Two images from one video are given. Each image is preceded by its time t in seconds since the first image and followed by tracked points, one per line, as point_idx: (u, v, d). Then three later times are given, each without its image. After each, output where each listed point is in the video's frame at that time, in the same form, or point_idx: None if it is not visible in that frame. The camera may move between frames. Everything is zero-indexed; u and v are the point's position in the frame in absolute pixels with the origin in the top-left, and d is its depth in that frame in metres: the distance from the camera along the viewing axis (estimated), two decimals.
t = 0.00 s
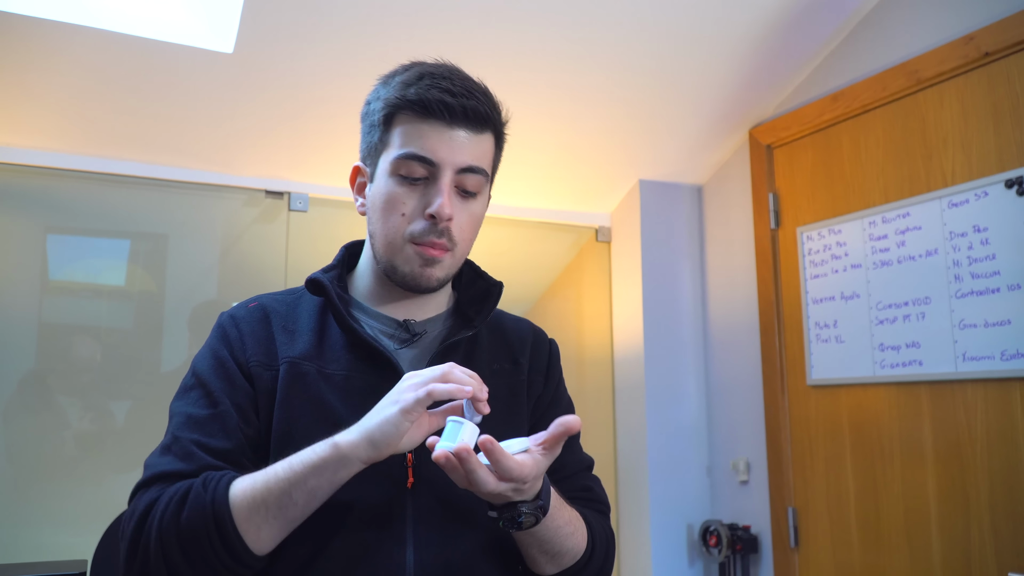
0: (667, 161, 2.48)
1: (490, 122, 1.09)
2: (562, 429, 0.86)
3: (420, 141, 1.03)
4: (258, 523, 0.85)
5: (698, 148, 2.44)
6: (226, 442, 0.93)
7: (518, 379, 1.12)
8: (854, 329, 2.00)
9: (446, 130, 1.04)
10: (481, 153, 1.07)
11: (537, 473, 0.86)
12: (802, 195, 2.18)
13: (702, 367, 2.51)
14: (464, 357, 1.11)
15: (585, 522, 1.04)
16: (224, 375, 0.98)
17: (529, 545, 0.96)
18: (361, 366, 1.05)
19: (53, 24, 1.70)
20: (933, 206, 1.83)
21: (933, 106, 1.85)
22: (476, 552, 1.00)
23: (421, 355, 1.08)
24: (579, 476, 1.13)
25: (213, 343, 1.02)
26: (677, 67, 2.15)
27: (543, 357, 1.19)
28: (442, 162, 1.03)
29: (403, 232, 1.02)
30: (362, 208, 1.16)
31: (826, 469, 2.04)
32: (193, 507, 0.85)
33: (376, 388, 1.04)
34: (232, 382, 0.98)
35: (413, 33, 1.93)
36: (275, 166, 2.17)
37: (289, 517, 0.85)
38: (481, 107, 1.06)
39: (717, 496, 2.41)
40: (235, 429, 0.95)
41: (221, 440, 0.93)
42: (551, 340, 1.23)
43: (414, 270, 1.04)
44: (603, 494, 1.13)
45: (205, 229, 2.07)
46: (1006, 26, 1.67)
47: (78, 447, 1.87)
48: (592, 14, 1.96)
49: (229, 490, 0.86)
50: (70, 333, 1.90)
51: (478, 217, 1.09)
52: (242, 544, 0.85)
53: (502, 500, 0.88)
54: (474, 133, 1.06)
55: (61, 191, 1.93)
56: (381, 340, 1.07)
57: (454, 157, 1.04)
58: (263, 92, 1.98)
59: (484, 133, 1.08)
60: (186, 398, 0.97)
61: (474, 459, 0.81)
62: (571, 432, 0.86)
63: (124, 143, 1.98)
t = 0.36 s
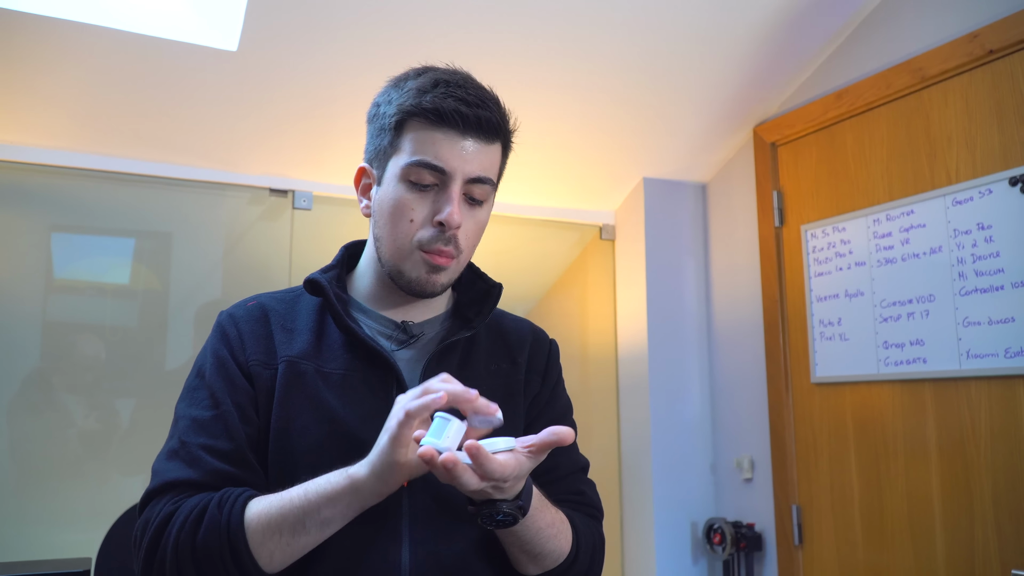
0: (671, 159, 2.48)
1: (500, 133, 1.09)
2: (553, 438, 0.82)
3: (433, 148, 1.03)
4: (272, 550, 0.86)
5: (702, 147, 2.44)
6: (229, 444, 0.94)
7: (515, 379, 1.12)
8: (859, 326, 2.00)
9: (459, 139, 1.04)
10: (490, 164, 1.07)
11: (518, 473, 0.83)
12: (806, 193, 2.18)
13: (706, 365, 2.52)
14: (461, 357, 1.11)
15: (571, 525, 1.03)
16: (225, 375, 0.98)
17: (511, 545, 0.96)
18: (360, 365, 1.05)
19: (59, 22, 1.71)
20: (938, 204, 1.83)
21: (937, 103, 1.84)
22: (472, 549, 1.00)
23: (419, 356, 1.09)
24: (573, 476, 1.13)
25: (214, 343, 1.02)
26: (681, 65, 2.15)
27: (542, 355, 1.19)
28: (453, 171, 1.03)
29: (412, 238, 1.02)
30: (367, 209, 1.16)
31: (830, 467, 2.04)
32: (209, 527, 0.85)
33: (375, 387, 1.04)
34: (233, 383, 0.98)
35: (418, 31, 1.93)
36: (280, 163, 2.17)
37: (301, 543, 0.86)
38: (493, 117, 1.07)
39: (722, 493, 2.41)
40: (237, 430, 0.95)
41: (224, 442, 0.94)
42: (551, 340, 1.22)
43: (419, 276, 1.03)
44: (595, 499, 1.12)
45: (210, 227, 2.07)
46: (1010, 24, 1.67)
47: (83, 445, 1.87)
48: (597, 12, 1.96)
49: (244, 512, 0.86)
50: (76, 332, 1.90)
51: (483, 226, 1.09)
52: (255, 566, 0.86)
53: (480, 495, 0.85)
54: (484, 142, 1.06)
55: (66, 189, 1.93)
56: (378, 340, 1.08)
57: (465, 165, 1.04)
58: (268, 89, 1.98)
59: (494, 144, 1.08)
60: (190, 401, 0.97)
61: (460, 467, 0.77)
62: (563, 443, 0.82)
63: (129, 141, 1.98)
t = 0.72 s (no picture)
0: (674, 155, 2.47)
1: (485, 114, 1.08)
2: (537, 452, 0.81)
3: (412, 133, 1.03)
4: (250, 536, 0.86)
5: (704, 143, 2.44)
6: (223, 431, 0.94)
7: (517, 363, 1.12)
8: (860, 322, 2.00)
9: (439, 122, 1.04)
10: (475, 145, 1.07)
11: (501, 482, 0.81)
12: (808, 189, 2.18)
13: (707, 361, 2.52)
14: (462, 342, 1.11)
15: (569, 521, 1.01)
16: (223, 364, 0.99)
17: (506, 542, 0.95)
18: (358, 352, 1.04)
19: (61, 18, 1.70)
20: (940, 201, 1.83)
21: (940, 100, 1.84)
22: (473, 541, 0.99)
23: (418, 339, 1.08)
24: (578, 464, 1.12)
25: (215, 334, 1.03)
26: (684, 61, 2.14)
27: (547, 339, 1.18)
28: (435, 155, 1.03)
29: (397, 224, 1.02)
30: (359, 203, 1.16)
31: (831, 464, 2.04)
32: (192, 510, 0.86)
33: (373, 376, 1.03)
34: (231, 372, 0.98)
35: (421, 28, 1.93)
36: (282, 160, 2.16)
37: (281, 531, 0.86)
38: (474, 98, 1.06)
39: (722, 489, 2.42)
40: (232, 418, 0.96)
41: (218, 428, 0.94)
42: (557, 323, 1.21)
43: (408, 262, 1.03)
44: (598, 493, 1.10)
45: (211, 223, 2.06)
46: (1014, 20, 1.66)
47: (85, 441, 1.88)
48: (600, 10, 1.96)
49: (227, 497, 0.87)
50: (78, 328, 1.91)
51: (473, 209, 1.08)
52: (234, 550, 0.86)
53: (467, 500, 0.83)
54: (467, 124, 1.06)
55: (67, 185, 1.93)
56: (378, 327, 1.08)
57: (447, 147, 1.03)
58: (270, 85, 1.98)
59: (478, 125, 1.08)
60: (189, 389, 0.98)
61: (438, 488, 0.75)
62: (548, 456, 0.81)
63: (131, 137, 1.98)
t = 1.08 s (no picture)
0: (676, 137, 2.46)
1: (507, 101, 1.06)
2: (533, 436, 0.81)
3: (431, 122, 1.01)
4: (235, 492, 0.85)
5: (706, 124, 2.43)
6: (232, 402, 0.95)
7: (533, 347, 1.11)
8: (861, 304, 2.00)
9: (459, 112, 1.01)
10: (495, 134, 1.05)
11: (498, 466, 0.82)
12: (811, 171, 2.17)
13: (708, 343, 2.52)
14: (478, 325, 1.11)
15: (579, 508, 0.98)
16: (237, 339, 1.00)
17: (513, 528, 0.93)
18: (373, 333, 1.04)
19: None
20: (942, 180, 1.82)
21: (944, 80, 1.83)
22: (480, 523, 0.98)
23: (432, 321, 1.09)
24: (595, 449, 1.10)
25: (231, 312, 1.04)
26: (686, 42, 2.13)
27: (566, 322, 1.17)
28: (453, 144, 1.02)
29: (413, 213, 1.03)
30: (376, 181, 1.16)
31: (832, 445, 2.05)
32: (180, 472, 0.86)
33: (387, 357, 1.03)
34: (244, 348, 0.99)
35: (420, 8, 1.92)
36: (283, 142, 2.16)
37: (267, 486, 0.84)
38: (496, 87, 1.03)
39: (723, 470, 2.43)
40: (243, 391, 0.96)
41: (226, 399, 0.95)
42: (576, 305, 1.20)
43: (423, 250, 1.04)
44: (614, 479, 1.08)
45: (212, 205, 2.06)
46: None
47: (88, 423, 1.88)
48: None
49: (210, 456, 0.86)
50: (79, 311, 1.91)
51: (491, 197, 1.08)
52: (221, 509, 0.85)
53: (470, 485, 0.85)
54: (488, 113, 1.03)
55: (67, 168, 1.93)
56: (392, 308, 1.08)
57: (465, 136, 1.02)
58: (269, 67, 1.97)
59: (500, 113, 1.05)
60: (203, 363, 0.99)
61: (426, 469, 0.77)
62: (543, 440, 0.80)
63: (130, 120, 1.98)
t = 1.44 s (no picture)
0: (680, 123, 2.46)
1: (505, 71, 1.08)
2: (548, 447, 0.80)
3: (429, 91, 1.03)
4: (246, 445, 0.78)
5: (710, 111, 2.42)
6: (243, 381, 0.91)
7: (544, 333, 1.10)
8: (866, 291, 2.00)
9: (456, 81, 1.04)
10: (494, 103, 1.06)
11: (517, 479, 0.79)
12: (816, 158, 2.17)
13: (713, 331, 2.52)
14: (489, 311, 1.10)
15: (597, 501, 0.97)
16: (253, 323, 1.00)
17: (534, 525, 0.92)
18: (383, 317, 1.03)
19: None
20: (948, 166, 1.82)
21: (950, 66, 1.82)
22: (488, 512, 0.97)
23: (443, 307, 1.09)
24: (611, 437, 1.08)
25: (246, 296, 1.05)
26: (691, 27, 2.12)
27: (579, 307, 1.16)
28: (452, 113, 1.03)
29: (414, 185, 1.02)
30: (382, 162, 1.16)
31: (836, 432, 2.05)
32: (181, 435, 0.82)
33: (396, 341, 1.02)
34: (260, 329, 0.99)
35: None
36: (288, 128, 2.16)
37: (276, 430, 0.76)
38: (493, 56, 1.05)
39: (727, 457, 2.44)
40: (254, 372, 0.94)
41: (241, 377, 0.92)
42: (589, 289, 1.19)
43: (426, 225, 1.02)
44: (633, 467, 1.07)
45: (217, 191, 2.06)
46: None
47: (92, 408, 1.89)
48: None
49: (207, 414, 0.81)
50: (84, 296, 1.91)
51: (495, 170, 1.08)
52: (233, 465, 0.79)
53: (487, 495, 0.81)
54: (486, 83, 1.05)
55: (71, 153, 1.93)
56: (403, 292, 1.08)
57: (463, 106, 1.03)
58: (273, 53, 1.97)
59: (499, 83, 1.07)
60: (218, 346, 0.98)
61: (444, 481, 0.73)
62: (561, 452, 0.79)
63: (134, 105, 1.98)
